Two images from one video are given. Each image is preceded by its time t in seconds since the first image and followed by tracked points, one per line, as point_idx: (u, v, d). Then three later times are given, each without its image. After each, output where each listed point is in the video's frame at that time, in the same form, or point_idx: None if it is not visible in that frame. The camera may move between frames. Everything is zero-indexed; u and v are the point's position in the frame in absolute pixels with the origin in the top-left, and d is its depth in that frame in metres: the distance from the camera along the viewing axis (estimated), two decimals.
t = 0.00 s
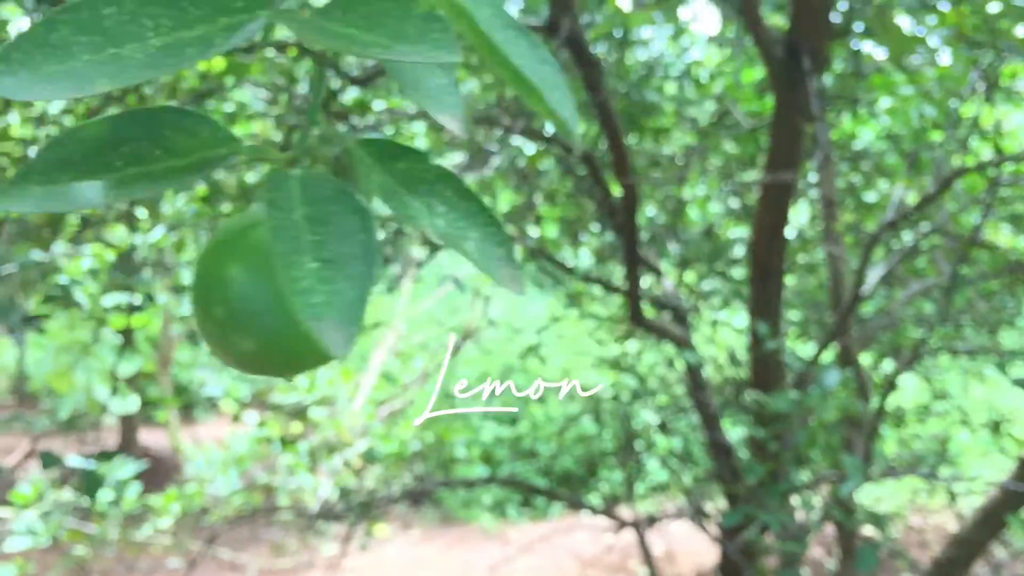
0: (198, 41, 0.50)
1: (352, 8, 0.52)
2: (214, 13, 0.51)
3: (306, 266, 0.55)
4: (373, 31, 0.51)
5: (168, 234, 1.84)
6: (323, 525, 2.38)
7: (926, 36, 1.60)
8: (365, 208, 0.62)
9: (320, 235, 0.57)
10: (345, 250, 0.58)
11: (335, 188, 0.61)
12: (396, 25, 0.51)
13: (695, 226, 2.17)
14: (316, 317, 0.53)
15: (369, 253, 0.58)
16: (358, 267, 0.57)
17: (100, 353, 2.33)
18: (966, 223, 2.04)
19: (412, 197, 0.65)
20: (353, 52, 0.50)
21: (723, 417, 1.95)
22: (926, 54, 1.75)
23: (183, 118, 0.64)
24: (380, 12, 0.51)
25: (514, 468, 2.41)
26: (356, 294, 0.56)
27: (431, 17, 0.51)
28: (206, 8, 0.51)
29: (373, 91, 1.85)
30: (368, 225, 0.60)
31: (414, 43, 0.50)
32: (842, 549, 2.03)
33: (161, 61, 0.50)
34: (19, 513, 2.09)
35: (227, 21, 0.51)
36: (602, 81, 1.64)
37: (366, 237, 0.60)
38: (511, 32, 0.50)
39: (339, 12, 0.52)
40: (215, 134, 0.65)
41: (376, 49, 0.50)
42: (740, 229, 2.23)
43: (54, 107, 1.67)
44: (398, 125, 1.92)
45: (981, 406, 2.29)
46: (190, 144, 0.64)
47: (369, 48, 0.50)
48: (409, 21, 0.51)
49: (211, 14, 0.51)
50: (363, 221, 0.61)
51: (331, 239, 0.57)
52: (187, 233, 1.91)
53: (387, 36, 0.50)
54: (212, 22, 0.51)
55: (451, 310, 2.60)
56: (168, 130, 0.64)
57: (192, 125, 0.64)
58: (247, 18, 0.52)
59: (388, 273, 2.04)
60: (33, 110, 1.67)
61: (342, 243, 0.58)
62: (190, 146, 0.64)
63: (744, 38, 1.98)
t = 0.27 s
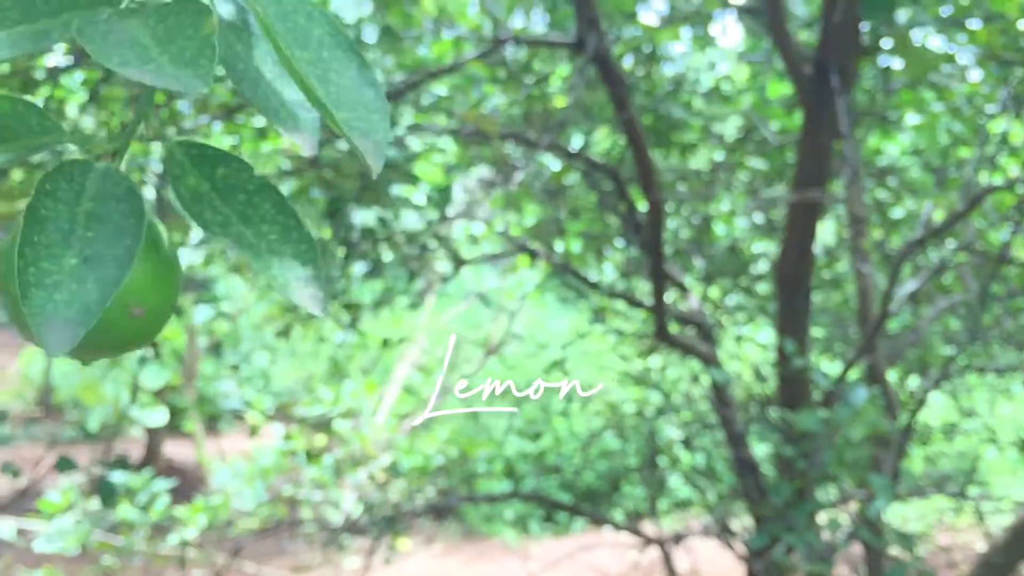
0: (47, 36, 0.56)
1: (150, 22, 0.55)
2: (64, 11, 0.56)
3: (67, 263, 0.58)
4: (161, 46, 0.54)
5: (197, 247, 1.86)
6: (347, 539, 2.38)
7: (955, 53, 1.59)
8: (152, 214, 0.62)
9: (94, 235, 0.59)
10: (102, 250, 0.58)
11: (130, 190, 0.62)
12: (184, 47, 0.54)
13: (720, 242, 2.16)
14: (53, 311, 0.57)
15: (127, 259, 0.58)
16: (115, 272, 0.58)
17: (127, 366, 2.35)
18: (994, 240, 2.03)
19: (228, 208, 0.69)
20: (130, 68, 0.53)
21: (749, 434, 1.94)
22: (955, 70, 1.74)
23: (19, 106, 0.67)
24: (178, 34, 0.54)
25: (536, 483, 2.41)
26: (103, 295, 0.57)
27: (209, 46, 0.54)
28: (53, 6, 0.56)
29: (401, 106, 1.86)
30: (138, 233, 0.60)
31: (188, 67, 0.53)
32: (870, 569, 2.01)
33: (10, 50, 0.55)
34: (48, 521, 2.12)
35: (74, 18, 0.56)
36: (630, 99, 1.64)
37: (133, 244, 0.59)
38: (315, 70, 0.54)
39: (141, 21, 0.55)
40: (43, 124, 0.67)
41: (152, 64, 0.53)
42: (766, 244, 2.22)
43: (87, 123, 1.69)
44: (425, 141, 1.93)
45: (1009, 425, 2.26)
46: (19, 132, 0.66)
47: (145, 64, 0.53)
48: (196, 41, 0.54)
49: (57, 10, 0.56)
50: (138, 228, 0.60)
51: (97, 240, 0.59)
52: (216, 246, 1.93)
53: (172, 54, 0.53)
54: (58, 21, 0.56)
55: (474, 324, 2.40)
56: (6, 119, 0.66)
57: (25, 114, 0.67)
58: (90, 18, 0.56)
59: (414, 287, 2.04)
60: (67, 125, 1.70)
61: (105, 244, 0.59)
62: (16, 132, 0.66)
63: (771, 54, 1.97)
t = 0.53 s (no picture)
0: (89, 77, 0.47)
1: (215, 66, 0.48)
2: (120, 52, 0.48)
3: (146, 304, 0.48)
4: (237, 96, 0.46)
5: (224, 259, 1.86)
6: (369, 551, 2.38)
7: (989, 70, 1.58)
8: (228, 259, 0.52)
9: (170, 274, 0.49)
10: (185, 290, 0.49)
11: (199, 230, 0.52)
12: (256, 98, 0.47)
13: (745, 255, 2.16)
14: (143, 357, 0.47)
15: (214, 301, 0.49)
16: (198, 311, 0.48)
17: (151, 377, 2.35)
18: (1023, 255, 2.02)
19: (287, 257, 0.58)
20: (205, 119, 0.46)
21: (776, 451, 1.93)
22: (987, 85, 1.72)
23: (80, 139, 0.56)
24: (250, 73, 0.47)
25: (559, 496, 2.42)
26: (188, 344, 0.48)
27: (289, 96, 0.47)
28: (111, 46, 0.48)
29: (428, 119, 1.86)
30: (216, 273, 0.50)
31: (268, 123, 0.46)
32: None
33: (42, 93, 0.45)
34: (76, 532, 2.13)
35: (128, 61, 0.48)
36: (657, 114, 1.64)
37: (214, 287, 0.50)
38: (365, 126, 0.54)
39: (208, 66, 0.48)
40: (106, 161, 0.56)
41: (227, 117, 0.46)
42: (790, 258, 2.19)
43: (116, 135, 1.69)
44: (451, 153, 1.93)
45: None
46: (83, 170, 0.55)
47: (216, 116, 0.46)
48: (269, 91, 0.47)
49: (116, 52, 0.48)
50: (216, 269, 0.51)
51: (176, 280, 0.49)
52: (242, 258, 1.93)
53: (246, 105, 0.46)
54: (113, 62, 0.48)
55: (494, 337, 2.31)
56: (63, 150, 0.55)
57: (90, 148, 0.56)
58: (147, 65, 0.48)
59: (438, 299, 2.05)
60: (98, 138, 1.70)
61: (184, 287, 0.49)
62: (85, 168, 0.55)
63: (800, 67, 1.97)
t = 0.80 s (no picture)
0: (375, 128, 0.58)
1: (511, 108, 0.70)
2: (387, 104, 0.59)
3: (493, 348, 0.62)
4: (547, 129, 0.67)
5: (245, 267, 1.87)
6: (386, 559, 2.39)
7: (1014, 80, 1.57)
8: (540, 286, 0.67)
9: (506, 314, 0.64)
10: (526, 330, 0.63)
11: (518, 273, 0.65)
12: (563, 125, 0.67)
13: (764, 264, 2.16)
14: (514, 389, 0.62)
15: (552, 332, 0.64)
16: (539, 349, 0.63)
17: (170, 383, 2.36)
18: None
19: (581, 282, 0.73)
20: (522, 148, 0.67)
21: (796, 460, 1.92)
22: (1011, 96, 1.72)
23: (365, 198, 0.65)
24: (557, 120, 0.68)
25: (575, 504, 2.41)
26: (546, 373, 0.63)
27: (598, 118, 0.67)
28: (379, 99, 0.59)
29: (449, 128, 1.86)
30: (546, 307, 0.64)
31: (586, 141, 0.66)
32: None
33: (347, 149, 0.57)
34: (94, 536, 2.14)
35: (398, 110, 0.60)
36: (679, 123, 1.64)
37: (546, 318, 0.64)
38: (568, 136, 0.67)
39: (506, 109, 0.70)
40: (388, 216, 0.66)
41: (552, 145, 0.67)
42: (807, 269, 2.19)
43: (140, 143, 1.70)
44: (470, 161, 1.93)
45: None
46: (370, 225, 0.65)
47: (546, 145, 0.67)
48: (581, 120, 0.68)
49: (383, 103, 0.59)
50: (543, 304, 0.65)
51: (514, 322, 0.63)
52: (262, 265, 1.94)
53: (561, 133, 0.67)
54: (385, 112, 0.59)
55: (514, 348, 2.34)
56: (350, 210, 0.64)
57: (371, 206, 0.66)
58: (412, 113, 0.60)
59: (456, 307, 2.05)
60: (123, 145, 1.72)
61: (521, 324, 0.63)
62: (371, 227, 0.65)
63: (819, 76, 1.97)
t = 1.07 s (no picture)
0: (548, 159, 0.64)
1: (696, 133, 0.72)
2: (558, 135, 0.65)
3: (708, 373, 0.65)
4: (746, 151, 0.70)
5: (250, 270, 1.88)
6: (391, 563, 2.39)
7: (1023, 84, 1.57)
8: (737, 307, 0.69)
9: (711, 341, 0.66)
10: (732, 357, 0.66)
11: (708, 291, 0.68)
12: (765, 146, 0.70)
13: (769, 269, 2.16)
14: (736, 416, 0.64)
15: (759, 353, 0.67)
16: (752, 369, 0.66)
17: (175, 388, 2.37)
18: None
19: (750, 298, 0.77)
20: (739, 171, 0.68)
21: (801, 466, 1.92)
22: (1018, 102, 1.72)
23: (541, 233, 0.67)
24: (750, 137, 0.70)
25: (580, 508, 2.41)
26: (763, 396, 0.66)
27: (805, 138, 0.70)
28: (550, 131, 0.65)
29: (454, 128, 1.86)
30: (747, 327, 0.67)
31: (798, 161, 0.69)
32: None
33: (523, 180, 0.63)
34: (99, 540, 2.14)
35: (569, 141, 0.65)
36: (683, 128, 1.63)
37: (751, 343, 0.67)
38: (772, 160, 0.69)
39: (693, 134, 0.72)
40: (571, 244, 0.67)
41: (758, 166, 0.69)
42: (812, 274, 2.21)
43: (146, 146, 1.71)
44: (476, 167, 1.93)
45: None
46: (550, 258, 0.66)
47: (752, 166, 0.69)
48: (786, 140, 0.70)
49: (554, 134, 0.65)
50: (742, 324, 0.67)
51: (718, 349, 0.66)
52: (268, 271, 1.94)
53: (764, 154, 0.69)
54: (557, 142, 0.64)
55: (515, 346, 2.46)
56: (528, 245, 0.67)
57: (549, 238, 0.67)
58: (585, 142, 0.65)
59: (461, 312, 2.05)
60: (130, 152, 1.72)
61: (726, 349, 0.66)
62: (551, 258, 0.66)
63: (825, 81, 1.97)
